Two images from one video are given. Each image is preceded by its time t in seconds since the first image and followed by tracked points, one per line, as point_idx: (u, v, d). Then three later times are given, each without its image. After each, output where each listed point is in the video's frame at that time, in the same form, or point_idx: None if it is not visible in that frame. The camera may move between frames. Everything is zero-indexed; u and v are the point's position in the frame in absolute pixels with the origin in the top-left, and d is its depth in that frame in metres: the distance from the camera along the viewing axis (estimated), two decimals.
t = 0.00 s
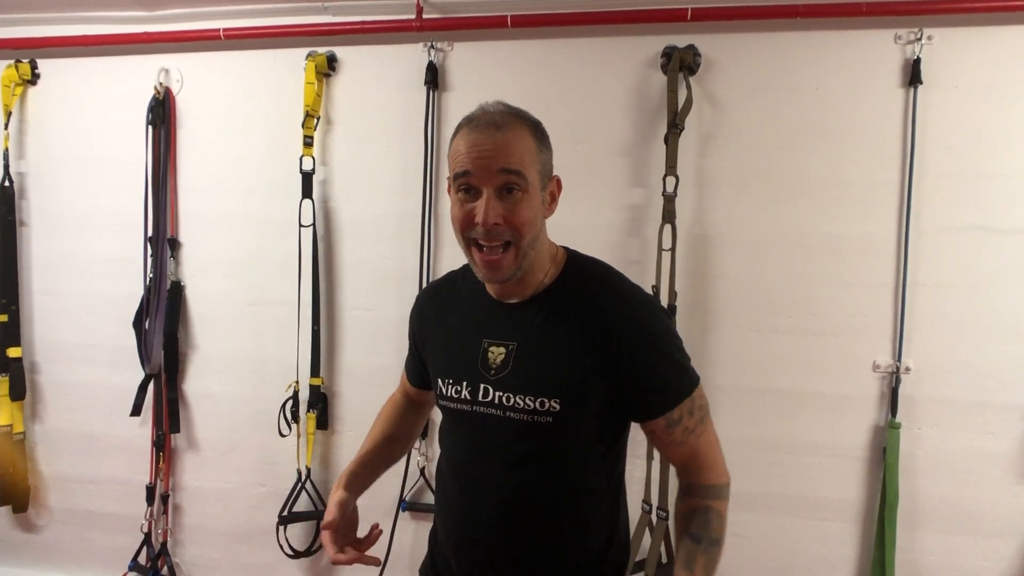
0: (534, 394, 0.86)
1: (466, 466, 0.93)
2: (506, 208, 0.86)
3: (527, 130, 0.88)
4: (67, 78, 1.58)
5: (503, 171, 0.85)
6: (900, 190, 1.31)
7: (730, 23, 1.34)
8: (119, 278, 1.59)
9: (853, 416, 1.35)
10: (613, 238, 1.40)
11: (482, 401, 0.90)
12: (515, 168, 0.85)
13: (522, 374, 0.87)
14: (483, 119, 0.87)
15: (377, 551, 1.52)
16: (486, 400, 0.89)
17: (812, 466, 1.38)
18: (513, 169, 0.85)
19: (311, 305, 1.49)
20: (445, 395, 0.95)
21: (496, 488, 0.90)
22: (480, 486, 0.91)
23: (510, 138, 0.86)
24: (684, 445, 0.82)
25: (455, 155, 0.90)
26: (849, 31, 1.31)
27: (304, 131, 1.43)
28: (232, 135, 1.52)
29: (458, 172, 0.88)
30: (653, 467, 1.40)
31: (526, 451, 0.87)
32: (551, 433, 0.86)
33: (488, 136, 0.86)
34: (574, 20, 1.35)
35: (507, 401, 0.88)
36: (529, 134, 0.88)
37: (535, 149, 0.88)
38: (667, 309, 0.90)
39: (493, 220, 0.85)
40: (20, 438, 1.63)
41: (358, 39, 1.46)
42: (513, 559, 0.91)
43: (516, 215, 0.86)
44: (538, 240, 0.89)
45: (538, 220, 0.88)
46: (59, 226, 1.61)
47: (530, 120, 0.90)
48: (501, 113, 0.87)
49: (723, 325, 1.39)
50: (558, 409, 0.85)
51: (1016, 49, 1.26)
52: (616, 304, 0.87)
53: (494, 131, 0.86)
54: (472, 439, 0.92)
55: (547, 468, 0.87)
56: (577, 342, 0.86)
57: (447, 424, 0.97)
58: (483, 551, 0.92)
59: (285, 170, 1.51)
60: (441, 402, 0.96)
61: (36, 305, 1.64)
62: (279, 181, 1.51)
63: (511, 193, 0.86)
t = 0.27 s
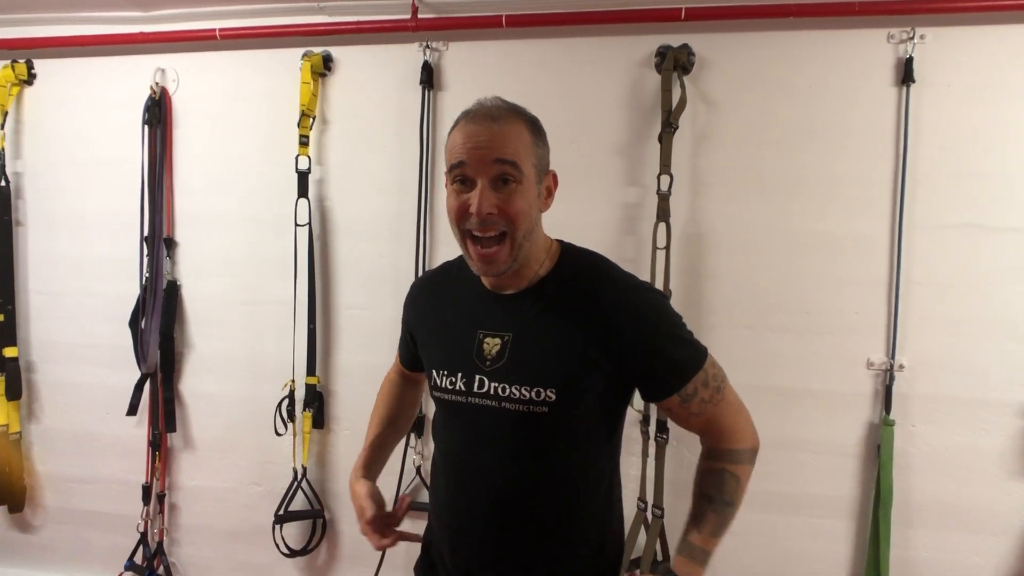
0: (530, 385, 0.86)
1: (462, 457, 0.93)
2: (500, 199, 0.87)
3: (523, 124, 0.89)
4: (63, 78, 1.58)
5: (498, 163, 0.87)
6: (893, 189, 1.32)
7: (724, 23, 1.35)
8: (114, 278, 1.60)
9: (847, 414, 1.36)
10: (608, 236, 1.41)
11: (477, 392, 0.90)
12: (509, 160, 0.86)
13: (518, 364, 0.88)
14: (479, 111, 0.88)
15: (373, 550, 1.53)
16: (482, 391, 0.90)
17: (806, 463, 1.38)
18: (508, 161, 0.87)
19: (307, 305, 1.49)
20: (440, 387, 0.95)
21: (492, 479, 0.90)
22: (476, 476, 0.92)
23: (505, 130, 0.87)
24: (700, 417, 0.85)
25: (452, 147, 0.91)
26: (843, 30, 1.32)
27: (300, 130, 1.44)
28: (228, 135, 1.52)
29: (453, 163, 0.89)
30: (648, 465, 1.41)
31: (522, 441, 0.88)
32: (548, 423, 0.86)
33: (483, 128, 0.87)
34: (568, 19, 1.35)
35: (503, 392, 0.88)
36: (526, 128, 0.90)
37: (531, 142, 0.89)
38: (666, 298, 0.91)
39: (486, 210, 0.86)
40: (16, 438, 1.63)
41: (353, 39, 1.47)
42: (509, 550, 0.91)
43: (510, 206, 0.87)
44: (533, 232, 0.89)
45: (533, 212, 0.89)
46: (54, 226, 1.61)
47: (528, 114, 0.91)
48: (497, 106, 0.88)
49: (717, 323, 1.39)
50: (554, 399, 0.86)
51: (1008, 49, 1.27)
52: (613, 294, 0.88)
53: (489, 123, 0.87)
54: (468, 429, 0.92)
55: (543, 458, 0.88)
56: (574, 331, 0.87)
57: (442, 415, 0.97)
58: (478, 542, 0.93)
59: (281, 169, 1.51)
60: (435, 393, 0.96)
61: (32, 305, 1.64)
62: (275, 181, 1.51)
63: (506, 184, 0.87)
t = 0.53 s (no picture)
0: (525, 382, 0.87)
1: (457, 454, 0.93)
2: (493, 196, 0.87)
3: (515, 120, 0.89)
4: (59, 78, 1.58)
5: (490, 160, 0.86)
6: (888, 187, 1.32)
7: (719, 23, 1.35)
8: (110, 278, 1.59)
9: (843, 412, 1.36)
10: (604, 236, 1.41)
11: (472, 389, 0.90)
12: (501, 157, 0.86)
13: (513, 362, 0.88)
14: (471, 108, 0.88)
15: (369, 550, 1.52)
16: (477, 388, 0.90)
17: (802, 462, 1.38)
18: (500, 158, 0.86)
19: (303, 305, 1.49)
20: (436, 384, 0.95)
21: (487, 477, 0.90)
22: (471, 474, 0.92)
23: (497, 127, 0.87)
24: (696, 411, 0.84)
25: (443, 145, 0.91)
26: (836, 30, 1.32)
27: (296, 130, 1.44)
28: (224, 135, 1.52)
29: (445, 160, 0.89)
30: (644, 463, 1.41)
31: (516, 438, 0.88)
32: (543, 421, 0.87)
33: (475, 125, 0.87)
34: (564, 20, 1.36)
35: (498, 389, 0.88)
36: (518, 124, 0.90)
37: (523, 139, 0.89)
38: (662, 294, 0.91)
39: (479, 207, 0.86)
40: (10, 439, 1.62)
41: (350, 39, 1.47)
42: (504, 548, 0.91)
43: (503, 204, 0.87)
44: (526, 230, 0.89)
45: (527, 209, 0.89)
46: (49, 226, 1.61)
47: (519, 111, 0.91)
48: (489, 103, 0.88)
49: (713, 322, 1.40)
50: (549, 396, 0.86)
51: (1000, 49, 1.28)
52: (608, 291, 0.87)
53: (480, 120, 0.87)
54: (463, 427, 0.92)
55: (537, 456, 0.88)
56: (568, 329, 0.87)
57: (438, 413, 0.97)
58: (474, 540, 0.93)
59: (277, 169, 1.51)
60: (431, 391, 0.96)
61: (27, 306, 1.63)
62: (271, 181, 1.51)
63: (498, 182, 0.87)
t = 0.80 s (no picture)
0: (512, 371, 0.87)
1: (448, 446, 0.94)
2: (481, 185, 0.88)
3: (505, 113, 0.90)
4: (54, 74, 1.58)
5: (480, 150, 0.87)
6: (880, 181, 1.33)
7: (712, 19, 1.36)
8: (104, 274, 1.59)
9: (837, 406, 1.37)
10: (598, 230, 1.42)
11: (462, 380, 0.91)
12: (489, 147, 0.87)
13: (501, 351, 0.88)
14: (461, 100, 0.90)
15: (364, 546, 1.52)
16: (466, 379, 0.90)
17: (797, 455, 1.39)
18: (489, 148, 0.88)
19: (298, 300, 1.49)
20: (426, 377, 0.95)
21: (478, 467, 0.90)
22: (464, 466, 0.92)
23: (487, 118, 0.88)
24: (670, 411, 0.83)
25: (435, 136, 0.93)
26: (828, 26, 1.34)
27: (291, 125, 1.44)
28: (219, 131, 1.52)
29: (436, 150, 0.90)
30: (639, 457, 1.41)
31: (506, 427, 0.88)
32: (532, 410, 0.87)
33: (466, 115, 0.88)
34: (558, 15, 1.37)
35: (486, 379, 0.88)
36: (508, 117, 0.91)
37: (512, 131, 0.91)
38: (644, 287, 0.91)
39: (467, 195, 0.87)
40: (2, 437, 1.61)
41: (345, 35, 1.48)
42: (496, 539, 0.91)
43: (491, 192, 0.88)
44: (515, 219, 0.90)
45: (515, 199, 0.90)
46: (43, 222, 1.61)
47: (509, 105, 0.92)
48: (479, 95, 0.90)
49: (707, 316, 1.40)
50: (535, 383, 0.86)
51: (990, 44, 1.29)
52: (596, 281, 0.88)
53: (470, 111, 0.88)
54: (454, 418, 0.92)
55: (526, 445, 0.88)
56: (555, 318, 0.87)
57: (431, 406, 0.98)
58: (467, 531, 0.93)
59: (272, 165, 1.51)
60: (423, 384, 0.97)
61: (20, 302, 1.63)
62: (266, 176, 1.51)
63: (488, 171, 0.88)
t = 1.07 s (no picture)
0: (477, 356, 0.87)
1: (425, 438, 0.94)
2: (436, 182, 0.88)
3: (456, 114, 0.91)
4: (44, 75, 1.57)
5: (432, 149, 0.88)
6: (872, 181, 1.34)
7: (705, 19, 1.37)
8: (95, 276, 1.57)
9: (831, 404, 1.37)
10: (593, 230, 1.42)
11: (433, 371, 0.90)
12: (442, 146, 0.88)
13: (467, 338, 0.88)
14: (413, 104, 0.90)
15: (359, 549, 1.51)
16: (435, 369, 0.90)
17: (791, 454, 1.39)
18: (441, 147, 0.88)
19: (291, 302, 1.49)
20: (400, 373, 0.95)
21: (455, 456, 0.91)
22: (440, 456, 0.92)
23: (438, 119, 0.89)
24: (610, 403, 0.83)
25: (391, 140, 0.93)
26: (820, 27, 1.35)
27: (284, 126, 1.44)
28: (211, 132, 1.52)
29: (392, 153, 0.91)
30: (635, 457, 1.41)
31: (475, 413, 0.88)
32: (501, 394, 0.86)
33: (419, 118, 0.89)
34: (552, 16, 1.37)
35: (455, 366, 0.88)
36: (460, 118, 0.91)
37: (465, 130, 0.91)
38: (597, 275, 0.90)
39: (421, 192, 0.87)
40: None
41: (339, 36, 1.47)
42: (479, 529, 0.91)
43: (445, 190, 0.88)
44: (471, 215, 0.90)
45: (471, 195, 0.90)
46: (33, 224, 1.59)
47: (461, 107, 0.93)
48: (430, 98, 0.90)
49: (701, 315, 1.41)
50: (498, 366, 0.86)
51: (979, 45, 1.31)
52: (554, 264, 0.88)
53: (422, 113, 0.89)
54: (428, 410, 0.93)
55: (495, 429, 0.88)
56: (517, 301, 0.87)
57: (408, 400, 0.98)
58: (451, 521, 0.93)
59: (265, 166, 1.50)
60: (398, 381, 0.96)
61: (9, 305, 1.61)
62: (259, 177, 1.51)
63: (441, 169, 0.88)
